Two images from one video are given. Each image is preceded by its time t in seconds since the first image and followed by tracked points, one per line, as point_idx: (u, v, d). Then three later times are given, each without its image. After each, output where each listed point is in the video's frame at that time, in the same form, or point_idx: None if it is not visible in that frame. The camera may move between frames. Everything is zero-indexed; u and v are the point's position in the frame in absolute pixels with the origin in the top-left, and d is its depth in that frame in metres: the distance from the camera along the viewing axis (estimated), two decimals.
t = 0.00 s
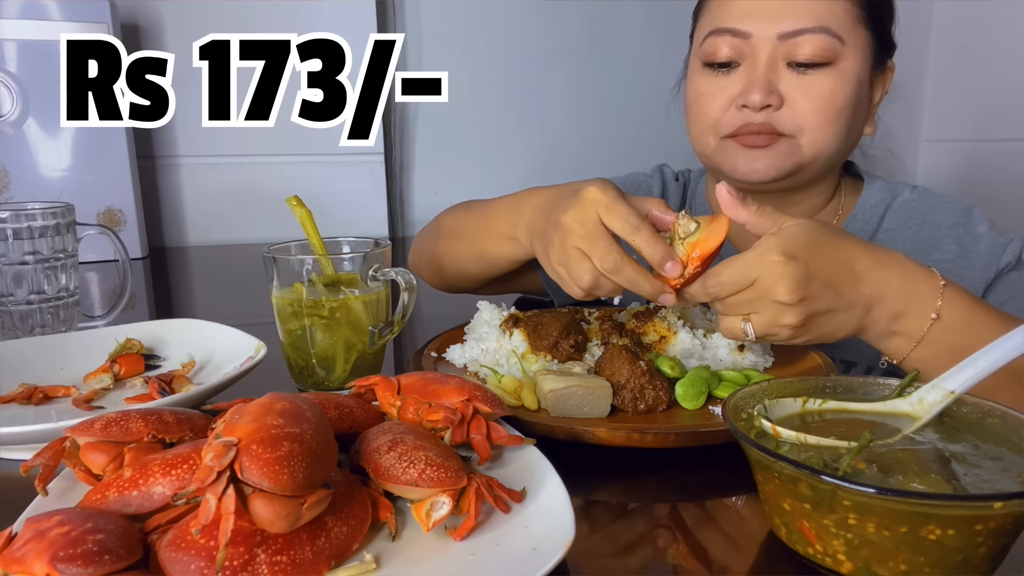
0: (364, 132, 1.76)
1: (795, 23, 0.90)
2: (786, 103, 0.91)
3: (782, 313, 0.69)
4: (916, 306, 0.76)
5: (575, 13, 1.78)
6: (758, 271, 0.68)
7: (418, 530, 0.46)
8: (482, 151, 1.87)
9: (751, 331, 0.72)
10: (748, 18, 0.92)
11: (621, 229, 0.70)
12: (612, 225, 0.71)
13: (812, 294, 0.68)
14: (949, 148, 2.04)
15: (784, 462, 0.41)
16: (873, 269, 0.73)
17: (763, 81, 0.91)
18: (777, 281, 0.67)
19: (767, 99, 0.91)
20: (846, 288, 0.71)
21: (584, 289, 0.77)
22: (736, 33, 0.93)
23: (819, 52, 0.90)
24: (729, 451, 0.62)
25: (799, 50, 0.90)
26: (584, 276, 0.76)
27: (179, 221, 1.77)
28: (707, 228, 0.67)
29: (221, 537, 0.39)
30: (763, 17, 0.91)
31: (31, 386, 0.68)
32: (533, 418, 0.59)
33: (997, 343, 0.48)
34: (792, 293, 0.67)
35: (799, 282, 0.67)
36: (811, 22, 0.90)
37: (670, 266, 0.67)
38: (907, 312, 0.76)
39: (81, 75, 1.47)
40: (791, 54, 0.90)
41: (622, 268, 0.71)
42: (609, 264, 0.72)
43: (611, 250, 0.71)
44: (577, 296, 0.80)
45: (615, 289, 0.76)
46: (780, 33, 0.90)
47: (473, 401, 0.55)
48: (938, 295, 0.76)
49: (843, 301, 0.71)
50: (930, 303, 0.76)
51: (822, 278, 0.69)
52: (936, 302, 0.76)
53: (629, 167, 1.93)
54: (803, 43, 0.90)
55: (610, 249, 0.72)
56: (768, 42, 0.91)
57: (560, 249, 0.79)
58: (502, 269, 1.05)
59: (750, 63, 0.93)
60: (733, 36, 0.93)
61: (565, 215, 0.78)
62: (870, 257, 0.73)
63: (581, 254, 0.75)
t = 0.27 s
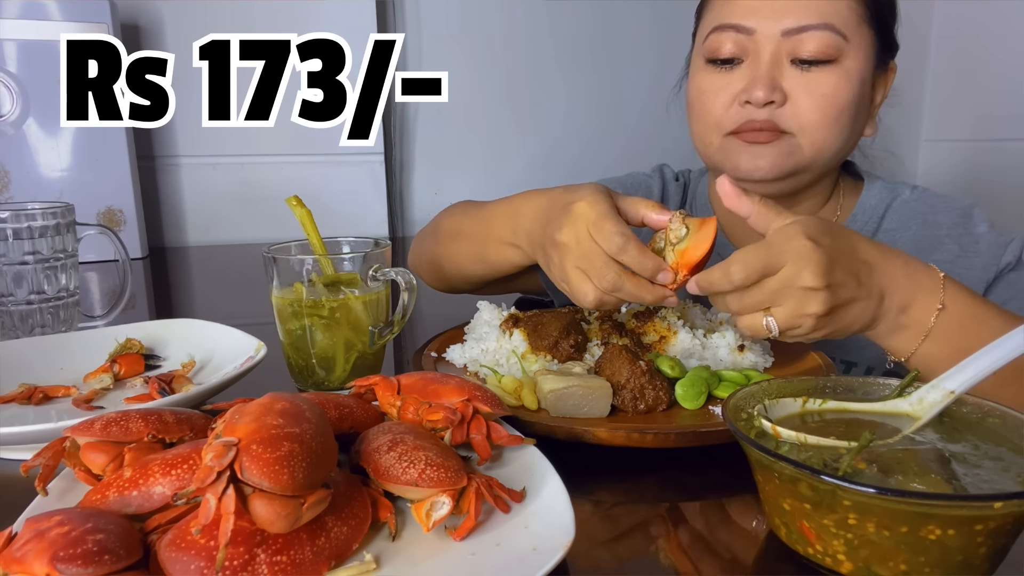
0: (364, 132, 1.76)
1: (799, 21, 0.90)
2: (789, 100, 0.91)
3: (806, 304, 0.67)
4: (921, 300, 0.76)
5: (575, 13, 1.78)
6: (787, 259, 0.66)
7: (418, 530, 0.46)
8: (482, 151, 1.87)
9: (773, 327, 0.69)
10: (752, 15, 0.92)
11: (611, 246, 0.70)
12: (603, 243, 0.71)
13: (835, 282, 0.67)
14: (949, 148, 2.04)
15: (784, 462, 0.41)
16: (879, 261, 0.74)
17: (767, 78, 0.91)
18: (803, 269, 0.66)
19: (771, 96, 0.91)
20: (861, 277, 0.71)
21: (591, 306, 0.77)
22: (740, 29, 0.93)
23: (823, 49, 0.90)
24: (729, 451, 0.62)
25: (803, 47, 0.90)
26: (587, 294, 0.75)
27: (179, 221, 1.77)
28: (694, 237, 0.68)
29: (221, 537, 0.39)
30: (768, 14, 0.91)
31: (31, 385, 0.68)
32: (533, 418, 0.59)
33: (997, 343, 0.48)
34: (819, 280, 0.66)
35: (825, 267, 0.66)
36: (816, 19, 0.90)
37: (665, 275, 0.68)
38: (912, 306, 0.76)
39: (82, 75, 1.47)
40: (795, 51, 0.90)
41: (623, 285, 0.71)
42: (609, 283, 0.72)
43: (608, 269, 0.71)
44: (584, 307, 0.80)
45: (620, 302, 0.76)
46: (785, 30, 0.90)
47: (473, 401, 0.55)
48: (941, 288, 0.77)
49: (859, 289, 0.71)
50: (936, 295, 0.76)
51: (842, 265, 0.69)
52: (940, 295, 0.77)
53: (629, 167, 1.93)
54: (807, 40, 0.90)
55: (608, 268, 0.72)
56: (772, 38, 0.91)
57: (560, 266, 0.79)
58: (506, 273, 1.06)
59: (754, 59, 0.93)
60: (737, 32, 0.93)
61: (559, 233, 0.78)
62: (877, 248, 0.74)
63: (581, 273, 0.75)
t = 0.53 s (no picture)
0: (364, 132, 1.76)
1: (801, 21, 0.90)
2: (790, 102, 0.91)
3: (806, 291, 0.67)
4: (906, 296, 0.77)
5: (575, 13, 1.78)
6: (788, 248, 0.66)
7: (417, 530, 0.46)
8: (482, 151, 1.87)
9: (774, 318, 0.68)
10: (754, 14, 0.92)
11: (614, 254, 0.70)
12: (604, 249, 0.71)
13: (832, 272, 0.69)
14: (949, 148, 2.04)
15: (784, 462, 0.41)
16: (867, 257, 0.76)
17: (768, 79, 0.91)
18: (802, 259, 0.66)
19: (773, 97, 0.91)
20: (854, 270, 0.73)
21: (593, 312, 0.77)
22: (742, 28, 0.93)
23: (825, 49, 0.90)
24: (729, 451, 0.62)
25: (805, 47, 0.90)
26: (590, 300, 0.75)
27: (179, 221, 1.77)
28: (693, 253, 0.68)
29: (221, 537, 0.39)
30: (770, 14, 0.91)
31: (30, 386, 0.68)
32: (533, 418, 0.59)
33: (997, 343, 0.48)
34: (818, 269, 0.66)
35: (821, 257, 0.67)
36: (818, 19, 0.90)
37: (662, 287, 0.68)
38: (898, 302, 0.77)
39: (82, 75, 1.47)
40: (797, 51, 0.90)
41: (625, 291, 0.71)
42: (610, 289, 0.72)
43: (611, 275, 0.71)
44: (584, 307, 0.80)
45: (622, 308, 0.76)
46: (787, 30, 0.90)
47: (473, 401, 0.55)
48: (925, 283, 0.78)
49: (854, 281, 0.72)
50: (920, 292, 0.77)
51: (837, 256, 0.70)
52: (925, 291, 0.78)
53: (629, 167, 1.93)
54: (809, 40, 0.90)
55: (610, 274, 0.72)
56: (774, 38, 0.91)
57: (561, 271, 0.79)
58: (509, 274, 1.06)
59: (756, 59, 0.93)
60: (739, 31, 0.93)
61: (558, 239, 0.78)
62: (867, 247, 0.77)
63: (582, 279, 0.75)
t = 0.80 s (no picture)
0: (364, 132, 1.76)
1: (795, 21, 0.90)
2: (785, 104, 0.91)
3: (802, 292, 0.67)
4: (904, 296, 0.77)
5: (575, 12, 1.78)
6: (783, 250, 0.66)
7: (418, 530, 0.46)
8: (482, 151, 1.87)
9: (770, 319, 0.68)
10: (748, 15, 0.92)
11: (614, 257, 0.70)
12: (604, 253, 0.71)
13: (828, 273, 0.68)
14: (949, 148, 2.04)
15: (784, 462, 0.41)
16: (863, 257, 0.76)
17: (763, 80, 0.91)
18: (798, 261, 0.66)
19: (768, 98, 0.91)
20: (850, 270, 0.73)
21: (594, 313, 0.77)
22: (737, 28, 0.93)
23: (820, 49, 0.90)
24: (729, 451, 0.62)
25: (800, 48, 0.90)
26: (590, 301, 0.75)
27: (179, 221, 1.77)
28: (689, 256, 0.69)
29: (221, 537, 0.39)
30: (765, 14, 0.91)
31: (31, 386, 0.68)
32: (533, 418, 0.59)
33: (997, 343, 0.48)
34: (814, 270, 0.66)
35: (817, 258, 0.67)
36: (813, 19, 0.90)
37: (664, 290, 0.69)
38: (895, 302, 0.77)
39: (82, 75, 1.47)
40: (792, 52, 0.90)
41: (625, 292, 0.71)
42: (610, 291, 0.72)
43: (611, 277, 0.71)
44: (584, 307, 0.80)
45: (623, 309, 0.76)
46: (781, 30, 0.90)
47: (473, 401, 0.55)
48: (922, 283, 0.78)
49: (850, 282, 0.72)
50: (917, 291, 0.78)
51: (833, 257, 0.70)
52: (922, 291, 0.78)
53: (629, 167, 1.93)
54: (804, 40, 0.90)
55: (610, 276, 0.72)
56: (768, 39, 0.91)
57: (560, 273, 0.79)
58: (510, 275, 1.06)
59: (751, 60, 0.93)
60: (734, 32, 0.93)
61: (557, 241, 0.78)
62: (864, 247, 0.77)
63: (582, 281, 0.75)
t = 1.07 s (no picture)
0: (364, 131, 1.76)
1: (790, 22, 0.90)
2: (780, 107, 0.91)
3: (795, 294, 0.67)
4: (897, 296, 0.77)
5: (575, 12, 1.78)
6: (775, 251, 0.66)
7: (418, 529, 0.46)
8: (482, 150, 1.87)
9: (762, 321, 0.68)
10: (743, 17, 0.92)
11: (611, 261, 0.70)
12: (601, 256, 0.71)
13: (820, 274, 0.68)
14: (949, 147, 2.04)
15: (784, 462, 0.41)
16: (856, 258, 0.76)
17: (758, 83, 0.91)
18: (791, 262, 0.66)
19: (763, 101, 0.91)
20: (843, 271, 0.73)
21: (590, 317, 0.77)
22: (732, 30, 0.93)
23: (815, 51, 0.90)
24: (729, 451, 0.62)
25: (795, 50, 0.90)
26: (587, 305, 0.75)
27: (179, 221, 1.77)
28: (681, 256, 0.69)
29: (221, 537, 0.39)
30: (760, 16, 0.91)
31: (31, 386, 0.68)
32: (532, 418, 0.59)
33: (996, 343, 0.48)
34: (805, 271, 0.66)
35: (809, 259, 0.67)
36: (808, 20, 0.90)
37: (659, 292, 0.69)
38: (889, 303, 0.77)
39: (82, 74, 1.47)
40: (787, 54, 0.90)
41: (623, 296, 0.71)
42: (608, 295, 0.72)
43: (608, 281, 0.71)
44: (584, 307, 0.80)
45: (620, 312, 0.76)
46: (776, 32, 0.90)
47: (473, 401, 0.55)
48: (915, 283, 0.78)
49: (843, 284, 0.72)
50: (911, 291, 0.78)
51: (826, 259, 0.70)
52: (915, 291, 0.78)
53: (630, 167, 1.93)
54: (798, 42, 0.90)
55: (607, 280, 0.72)
56: (763, 42, 0.91)
57: (557, 275, 0.79)
58: (509, 279, 1.06)
59: (746, 63, 0.93)
60: (729, 34, 0.93)
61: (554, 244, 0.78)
62: (857, 249, 0.77)
63: (580, 284, 0.76)
